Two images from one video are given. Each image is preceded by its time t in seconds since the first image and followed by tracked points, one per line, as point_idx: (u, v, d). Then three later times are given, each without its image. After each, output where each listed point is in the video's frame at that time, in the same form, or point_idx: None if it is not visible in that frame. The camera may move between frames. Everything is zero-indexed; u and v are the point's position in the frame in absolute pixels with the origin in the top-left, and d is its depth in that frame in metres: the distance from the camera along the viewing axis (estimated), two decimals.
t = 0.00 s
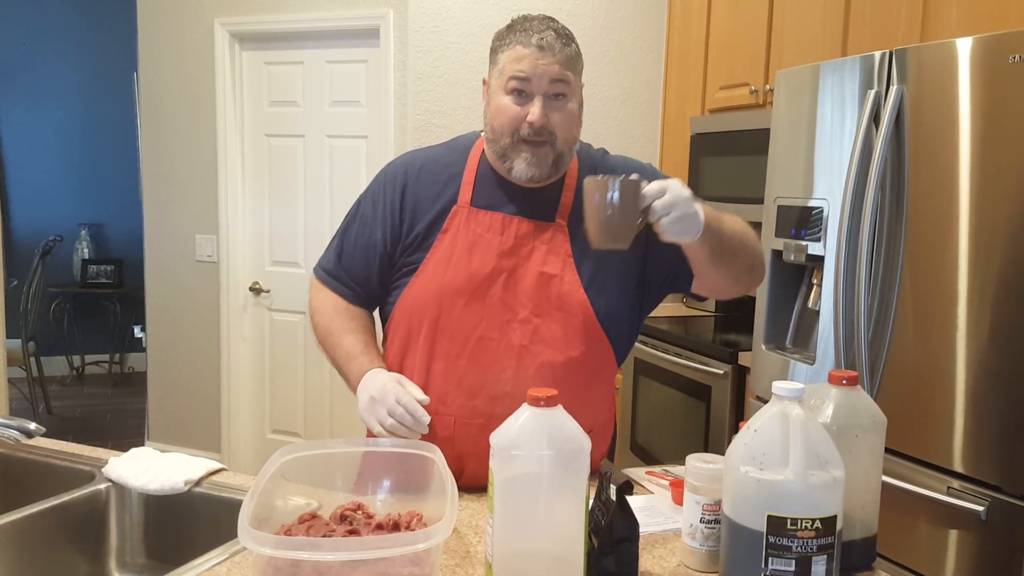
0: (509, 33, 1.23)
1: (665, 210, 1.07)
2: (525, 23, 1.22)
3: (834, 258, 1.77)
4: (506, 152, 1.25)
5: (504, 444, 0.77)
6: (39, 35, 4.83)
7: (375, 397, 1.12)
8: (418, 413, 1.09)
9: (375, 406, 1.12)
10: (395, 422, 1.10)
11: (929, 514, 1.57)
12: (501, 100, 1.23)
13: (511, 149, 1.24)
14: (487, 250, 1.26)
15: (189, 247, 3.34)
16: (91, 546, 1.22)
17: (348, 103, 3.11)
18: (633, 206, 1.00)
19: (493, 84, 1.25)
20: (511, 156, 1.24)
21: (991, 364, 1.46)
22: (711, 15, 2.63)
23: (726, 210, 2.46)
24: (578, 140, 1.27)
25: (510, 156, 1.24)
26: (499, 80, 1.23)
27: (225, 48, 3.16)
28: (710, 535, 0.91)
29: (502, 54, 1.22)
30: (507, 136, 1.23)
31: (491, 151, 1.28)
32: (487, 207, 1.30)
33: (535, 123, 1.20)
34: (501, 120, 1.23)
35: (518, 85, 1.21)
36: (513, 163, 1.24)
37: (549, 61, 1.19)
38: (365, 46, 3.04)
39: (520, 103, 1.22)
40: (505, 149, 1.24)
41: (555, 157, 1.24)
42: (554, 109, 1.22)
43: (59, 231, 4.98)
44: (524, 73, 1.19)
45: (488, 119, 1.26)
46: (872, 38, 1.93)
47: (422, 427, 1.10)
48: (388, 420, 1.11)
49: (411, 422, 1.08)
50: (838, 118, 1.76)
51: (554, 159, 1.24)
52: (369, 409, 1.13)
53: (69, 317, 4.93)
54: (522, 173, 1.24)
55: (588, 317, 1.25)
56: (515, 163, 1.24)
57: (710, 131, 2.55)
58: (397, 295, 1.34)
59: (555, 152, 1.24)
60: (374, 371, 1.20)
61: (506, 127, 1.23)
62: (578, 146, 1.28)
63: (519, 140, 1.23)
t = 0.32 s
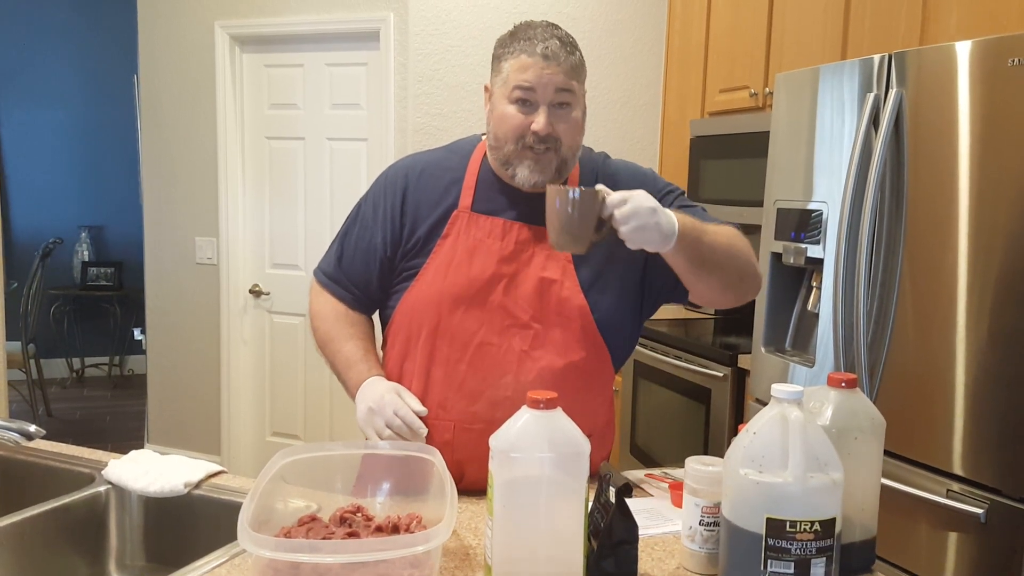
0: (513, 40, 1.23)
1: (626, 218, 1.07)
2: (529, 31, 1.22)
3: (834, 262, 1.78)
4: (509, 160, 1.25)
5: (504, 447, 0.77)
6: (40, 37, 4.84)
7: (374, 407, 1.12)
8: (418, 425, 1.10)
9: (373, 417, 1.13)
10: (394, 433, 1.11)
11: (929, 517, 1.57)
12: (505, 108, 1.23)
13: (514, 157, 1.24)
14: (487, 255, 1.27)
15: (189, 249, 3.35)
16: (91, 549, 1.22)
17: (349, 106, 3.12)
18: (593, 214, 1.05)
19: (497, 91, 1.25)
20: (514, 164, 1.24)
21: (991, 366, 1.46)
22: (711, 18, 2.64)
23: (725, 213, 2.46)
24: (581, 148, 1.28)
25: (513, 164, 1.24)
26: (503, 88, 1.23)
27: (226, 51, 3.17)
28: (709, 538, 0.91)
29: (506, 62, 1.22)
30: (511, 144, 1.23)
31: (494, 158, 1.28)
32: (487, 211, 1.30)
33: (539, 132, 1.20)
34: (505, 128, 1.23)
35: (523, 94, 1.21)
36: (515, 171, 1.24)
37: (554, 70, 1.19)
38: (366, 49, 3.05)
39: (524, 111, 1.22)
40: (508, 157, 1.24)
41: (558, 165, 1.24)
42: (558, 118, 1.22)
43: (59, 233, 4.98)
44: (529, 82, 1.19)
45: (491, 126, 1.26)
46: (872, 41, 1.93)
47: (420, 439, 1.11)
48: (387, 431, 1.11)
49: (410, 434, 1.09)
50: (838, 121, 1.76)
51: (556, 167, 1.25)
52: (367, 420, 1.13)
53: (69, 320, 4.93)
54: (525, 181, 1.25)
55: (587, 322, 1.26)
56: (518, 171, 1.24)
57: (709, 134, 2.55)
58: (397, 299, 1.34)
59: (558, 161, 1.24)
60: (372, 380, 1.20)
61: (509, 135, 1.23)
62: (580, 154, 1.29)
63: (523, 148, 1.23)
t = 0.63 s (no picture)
0: (516, 51, 1.23)
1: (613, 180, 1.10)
2: (532, 42, 1.22)
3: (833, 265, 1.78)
4: (511, 171, 1.25)
5: (505, 449, 0.77)
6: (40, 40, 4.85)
7: (378, 411, 1.12)
8: (423, 429, 1.10)
9: (376, 420, 1.12)
10: (397, 437, 1.11)
11: (929, 520, 1.57)
12: (507, 119, 1.23)
13: (516, 168, 1.24)
14: (488, 260, 1.27)
15: (189, 253, 3.35)
16: (91, 552, 1.22)
17: (349, 109, 3.12)
18: (580, 181, 1.09)
19: (499, 102, 1.25)
20: (516, 175, 1.25)
21: (991, 369, 1.46)
22: (711, 22, 2.64)
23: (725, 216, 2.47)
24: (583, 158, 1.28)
25: (515, 175, 1.25)
26: (505, 99, 1.23)
27: (226, 54, 3.17)
28: (709, 541, 0.91)
29: (509, 74, 1.22)
30: (513, 156, 1.23)
31: (496, 168, 1.29)
32: (487, 215, 1.30)
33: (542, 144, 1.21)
34: (507, 139, 1.23)
35: (525, 106, 1.21)
36: (517, 182, 1.25)
37: (556, 82, 1.19)
38: (366, 53, 3.05)
39: (526, 123, 1.22)
40: (510, 168, 1.25)
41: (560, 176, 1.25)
42: (560, 130, 1.22)
43: (59, 237, 4.99)
44: (532, 95, 1.19)
45: (493, 137, 1.27)
46: (871, 44, 1.94)
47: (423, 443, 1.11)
48: (390, 434, 1.11)
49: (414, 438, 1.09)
50: (837, 125, 1.77)
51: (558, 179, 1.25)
52: (370, 423, 1.13)
53: (69, 323, 4.93)
54: (527, 192, 1.25)
55: (588, 326, 1.26)
56: (520, 182, 1.25)
57: (709, 137, 2.55)
58: (398, 304, 1.34)
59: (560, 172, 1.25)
60: (374, 383, 1.19)
61: (512, 146, 1.23)
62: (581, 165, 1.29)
63: (525, 160, 1.23)
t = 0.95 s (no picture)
0: (512, 48, 1.22)
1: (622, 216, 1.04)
2: (528, 39, 1.22)
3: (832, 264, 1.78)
4: (506, 166, 1.25)
5: (503, 449, 0.77)
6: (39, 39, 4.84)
7: (373, 414, 1.12)
8: (416, 431, 1.09)
9: (372, 424, 1.13)
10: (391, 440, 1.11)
11: (928, 519, 1.57)
12: (503, 116, 1.23)
13: (512, 164, 1.24)
14: (485, 260, 1.27)
15: (188, 253, 3.35)
16: (89, 552, 1.22)
17: (347, 109, 3.12)
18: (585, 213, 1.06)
19: (496, 99, 1.25)
20: (511, 171, 1.25)
21: (989, 368, 1.46)
22: (709, 22, 2.64)
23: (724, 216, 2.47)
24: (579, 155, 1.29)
25: (510, 171, 1.25)
26: (501, 96, 1.23)
27: (225, 54, 3.17)
28: (708, 540, 0.91)
29: (505, 70, 1.22)
30: (508, 152, 1.23)
31: (492, 163, 1.29)
32: (485, 214, 1.30)
33: (538, 141, 1.21)
34: (504, 135, 1.23)
35: (522, 103, 1.21)
36: (512, 178, 1.25)
37: (552, 80, 1.19)
38: (365, 53, 3.05)
39: (523, 121, 1.22)
40: (505, 164, 1.25)
41: (556, 173, 1.25)
42: (557, 127, 1.22)
43: (58, 237, 4.98)
44: (528, 93, 1.19)
45: (489, 133, 1.27)
46: (870, 44, 1.94)
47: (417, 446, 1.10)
48: (384, 438, 1.11)
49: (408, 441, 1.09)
50: (836, 124, 1.77)
51: (554, 175, 1.25)
52: (366, 426, 1.13)
53: (68, 323, 4.93)
54: (522, 188, 1.25)
55: (585, 325, 1.26)
56: (515, 178, 1.25)
57: (708, 137, 2.55)
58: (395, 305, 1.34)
59: (556, 169, 1.25)
60: (370, 386, 1.20)
61: (507, 142, 1.23)
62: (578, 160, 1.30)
63: (520, 156, 1.23)
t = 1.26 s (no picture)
0: (507, 40, 1.23)
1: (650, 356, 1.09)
2: (523, 31, 1.22)
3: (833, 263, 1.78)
4: (502, 158, 1.25)
5: (503, 449, 0.77)
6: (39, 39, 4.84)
7: (371, 419, 1.13)
8: (414, 437, 1.09)
9: (370, 429, 1.13)
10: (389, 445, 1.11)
11: (929, 519, 1.57)
12: (499, 107, 1.23)
13: (508, 156, 1.24)
14: (484, 259, 1.27)
15: (188, 253, 3.35)
16: (90, 552, 1.22)
17: (347, 109, 3.12)
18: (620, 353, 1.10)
19: (492, 91, 1.25)
20: (506, 162, 1.25)
21: (990, 367, 1.46)
22: (709, 21, 2.64)
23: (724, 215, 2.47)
24: (576, 148, 1.28)
25: (505, 163, 1.25)
26: (497, 88, 1.23)
27: (225, 54, 3.17)
28: (708, 539, 0.91)
29: (500, 62, 1.22)
30: (503, 142, 1.23)
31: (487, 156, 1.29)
32: (485, 214, 1.30)
33: (533, 131, 1.21)
34: (499, 126, 1.23)
35: (517, 94, 1.21)
36: (508, 170, 1.25)
37: (547, 70, 1.20)
38: (365, 53, 3.05)
39: (517, 111, 1.22)
40: (501, 155, 1.25)
41: (552, 165, 1.25)
42: (552, 118, 1.23)
43: (58, 237, 4.98)
44: (523, 82, 1.20)
45: (485, 125, 1.27)
46: (870, 43, 1.94)
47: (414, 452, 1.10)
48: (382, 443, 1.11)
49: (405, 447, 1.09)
50: (836, 123, 1.76)
51: (551, 167, 1.25)
52: (364, 432, 1.13)
53: (68, 323, 4.93)
54: (518, 180, 1.25)
55: (584, 325, 1.26)
56: (510, 170, 1.25)
57: (707, 136, 2.55)
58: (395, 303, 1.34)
59: (551, 161, 1.24)
60: (367, 391, 1.20)
61: (502, 133, 1.23)
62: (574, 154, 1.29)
63: (516, 147, 1.23)
